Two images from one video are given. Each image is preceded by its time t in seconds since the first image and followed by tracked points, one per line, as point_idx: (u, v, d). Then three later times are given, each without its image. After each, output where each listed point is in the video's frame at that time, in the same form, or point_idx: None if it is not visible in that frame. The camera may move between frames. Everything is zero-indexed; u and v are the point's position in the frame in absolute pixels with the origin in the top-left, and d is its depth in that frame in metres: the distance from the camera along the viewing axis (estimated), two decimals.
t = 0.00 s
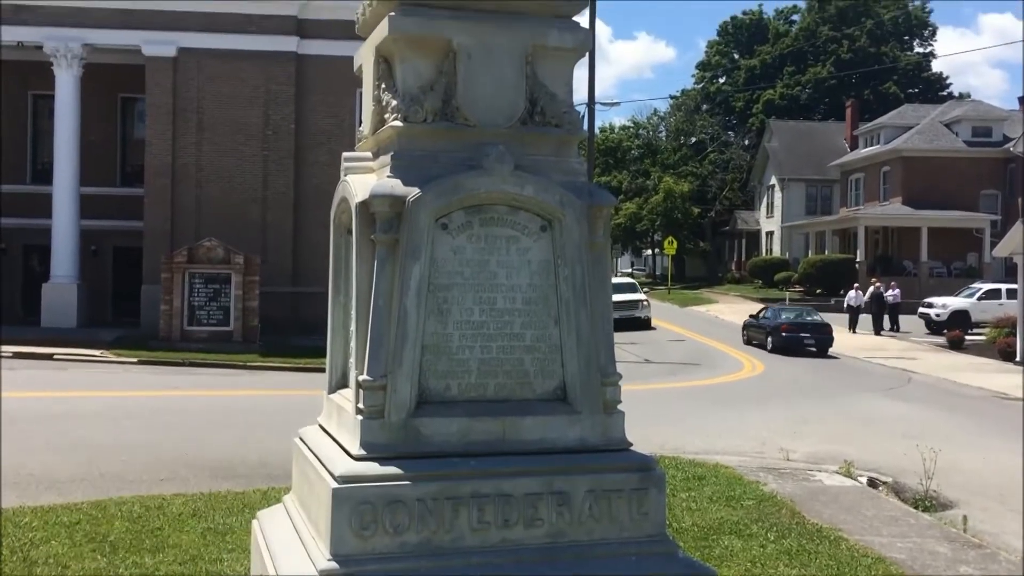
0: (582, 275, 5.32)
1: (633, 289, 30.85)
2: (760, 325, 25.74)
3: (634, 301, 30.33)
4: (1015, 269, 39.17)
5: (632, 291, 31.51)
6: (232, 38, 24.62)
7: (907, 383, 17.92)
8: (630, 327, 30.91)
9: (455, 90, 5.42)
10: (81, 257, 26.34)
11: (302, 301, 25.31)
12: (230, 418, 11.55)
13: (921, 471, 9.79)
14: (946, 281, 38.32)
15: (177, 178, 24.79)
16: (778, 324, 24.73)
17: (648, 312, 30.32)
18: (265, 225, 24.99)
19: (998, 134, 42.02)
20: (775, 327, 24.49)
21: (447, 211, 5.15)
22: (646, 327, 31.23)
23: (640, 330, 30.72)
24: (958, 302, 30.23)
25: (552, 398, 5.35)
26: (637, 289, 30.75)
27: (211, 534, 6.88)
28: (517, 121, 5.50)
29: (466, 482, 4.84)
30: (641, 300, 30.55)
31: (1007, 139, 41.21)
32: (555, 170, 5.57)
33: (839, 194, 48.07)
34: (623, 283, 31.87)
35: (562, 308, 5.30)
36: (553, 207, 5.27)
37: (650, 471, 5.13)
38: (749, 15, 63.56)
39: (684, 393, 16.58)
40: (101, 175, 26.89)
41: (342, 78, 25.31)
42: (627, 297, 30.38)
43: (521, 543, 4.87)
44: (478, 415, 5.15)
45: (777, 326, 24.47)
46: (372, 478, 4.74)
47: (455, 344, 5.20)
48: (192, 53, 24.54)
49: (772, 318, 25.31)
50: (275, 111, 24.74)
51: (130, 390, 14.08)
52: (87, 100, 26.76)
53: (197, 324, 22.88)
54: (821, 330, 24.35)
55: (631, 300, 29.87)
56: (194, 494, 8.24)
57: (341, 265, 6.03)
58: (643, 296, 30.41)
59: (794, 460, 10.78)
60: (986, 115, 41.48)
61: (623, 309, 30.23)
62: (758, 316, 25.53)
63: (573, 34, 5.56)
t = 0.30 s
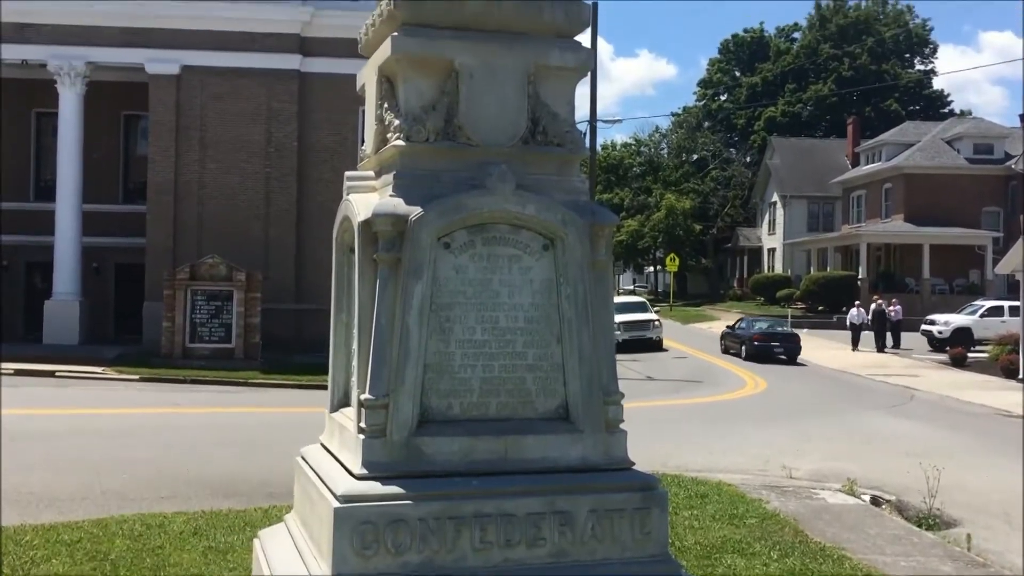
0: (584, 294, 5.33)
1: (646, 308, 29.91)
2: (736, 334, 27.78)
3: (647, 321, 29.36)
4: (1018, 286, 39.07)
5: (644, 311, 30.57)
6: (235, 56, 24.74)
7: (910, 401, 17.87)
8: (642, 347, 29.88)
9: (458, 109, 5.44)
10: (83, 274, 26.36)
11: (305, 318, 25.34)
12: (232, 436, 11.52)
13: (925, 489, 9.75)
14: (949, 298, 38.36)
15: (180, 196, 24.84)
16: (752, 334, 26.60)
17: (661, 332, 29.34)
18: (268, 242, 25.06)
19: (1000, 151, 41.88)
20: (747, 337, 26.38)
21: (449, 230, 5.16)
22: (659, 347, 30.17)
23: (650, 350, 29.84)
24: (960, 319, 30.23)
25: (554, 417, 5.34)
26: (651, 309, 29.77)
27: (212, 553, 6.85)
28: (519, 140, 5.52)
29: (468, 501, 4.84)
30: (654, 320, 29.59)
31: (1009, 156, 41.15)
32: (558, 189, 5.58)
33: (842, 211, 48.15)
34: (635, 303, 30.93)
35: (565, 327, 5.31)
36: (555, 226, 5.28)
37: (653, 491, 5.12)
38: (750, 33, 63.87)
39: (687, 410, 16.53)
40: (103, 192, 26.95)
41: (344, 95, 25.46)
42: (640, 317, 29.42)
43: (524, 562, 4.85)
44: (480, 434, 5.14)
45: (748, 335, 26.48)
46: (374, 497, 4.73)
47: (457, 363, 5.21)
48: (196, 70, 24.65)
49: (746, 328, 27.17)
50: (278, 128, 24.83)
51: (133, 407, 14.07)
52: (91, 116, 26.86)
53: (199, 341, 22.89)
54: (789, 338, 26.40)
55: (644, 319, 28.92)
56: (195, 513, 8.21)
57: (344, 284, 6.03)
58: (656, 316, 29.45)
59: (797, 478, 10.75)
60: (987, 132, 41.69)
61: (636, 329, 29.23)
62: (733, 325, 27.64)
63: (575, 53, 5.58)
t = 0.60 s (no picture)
0: (585, 312, 5.34)
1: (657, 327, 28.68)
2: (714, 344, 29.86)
3: (658, 341, 28.08)
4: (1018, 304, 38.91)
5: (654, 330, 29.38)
6: (238, 73, 24.84)
7: (912, 418, 17.82)
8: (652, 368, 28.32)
9: (460, 128, 5.47)
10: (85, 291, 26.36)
11: (305, 335, 25.30)
12: (232, 453, 11.48)
13: (928, 507, 9.71)
14: (950, 315, 38.31)
15: (181, 212, 24.88)
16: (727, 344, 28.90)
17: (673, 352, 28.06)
18: (270, 259, 25.09)
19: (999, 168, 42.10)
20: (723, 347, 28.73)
21: (450, 248, 5.18)
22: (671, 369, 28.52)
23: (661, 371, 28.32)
24: (962, 336, 30.17)
25: (556, 435, 5.33)
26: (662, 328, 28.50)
27: (211, 570, 6.82)
28: (521, 158, 5.54)
29: (469, 520, 4.83)
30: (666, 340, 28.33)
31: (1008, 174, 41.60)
32: (559, 207, 5.60)
33: (843, 228, 48.12)
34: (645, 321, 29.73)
35: (567, 345, 5.31)
36: (557, 244, 5.29)
37: (654, 509, 5.12)
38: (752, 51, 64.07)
39: (689, 428, 16.47)
40: (104, 208, 26.98)
41: (345, 112, 25.53)
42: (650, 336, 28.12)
43: None
44: (481, 453, 5.14)
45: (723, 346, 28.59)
46: (374, 515, 4.73)
47: (459, 382, 5.21)
48: (198, 88, 24.74)
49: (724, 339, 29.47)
50: (280, 144, 24.92)
51: (133, 424, 14.05)
52: (93, 133, 26.96)
53: (200, 357, 22.88)
54: (762, 349, 28.52)
55: (655, 338, 27.71)
56: (195, 530, 8.19)
57: (345, 302, 6.04)
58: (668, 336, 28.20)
59: (799, 496, 10.71)
60: (987, 150, 41.73)
61: (647, 349, 27.98)
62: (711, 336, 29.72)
63: (577, 73, 5.62)
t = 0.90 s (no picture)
0: (585, 329, 5.34)
1: (666, 346, 27.48)
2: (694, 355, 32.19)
3: (668, 360, 26.87)
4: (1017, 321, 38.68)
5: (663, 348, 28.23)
6: (238, 89, 24.91)
7: (913, 435, 17.78)
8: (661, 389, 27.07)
9: (460, 146, 5.49)
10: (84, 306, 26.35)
11: (305, 351, 25.30)
12: (230, 468, 11.43)
13: (928, 524, 9.67)
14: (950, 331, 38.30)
15: (182, 228, 24.90)
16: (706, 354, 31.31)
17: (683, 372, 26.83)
18: (269, 274, 25.10)
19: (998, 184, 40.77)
20: (702, 357, 31.19)
21: (451, 265, 5.18)
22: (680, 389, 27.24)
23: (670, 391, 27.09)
24: (961, 353, 30.13)
25: (555, 453, 5.33)
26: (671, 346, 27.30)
27: None
28: (521, 175, 5.56)
29: (469, 539, 4.84)
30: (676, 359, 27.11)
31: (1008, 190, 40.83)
32: (559, 224, 5.61)
33: (842, 245, 48.18)
34: (653, 340, 28.56)
35: (567, 363, 5.32)
36: (557, 262, 5.30)
37: (655, 527, 5.13)
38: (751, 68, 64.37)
39: (689, 444, 16.41)
40: (105, 223, 27.00)
41: (345, 128, 25.60)
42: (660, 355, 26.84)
43: None
44: (481, 470, 5.13)
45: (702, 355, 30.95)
46: (374, 533, 4.74)
47: (459, 400, 5.20)
48: (199, 103, 24.81)
49: (704, 350, 31.85)
50: (280, 160, 24.97)
51: (132, 440, 14.01)
52: (94, 149, 27.03)
53: (199, 373, 22.83)
54: (739, 359, 31.01)
55: (665, 357, 26.55)
56: (193, 547, 8.16)
57: (346, 319, 6.04)
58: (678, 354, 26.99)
59: (799, 513, 10.67)
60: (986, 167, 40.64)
61: (656, 368, 26.78)
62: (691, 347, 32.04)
63: (577, 91, 5.64)
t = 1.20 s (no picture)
0: (584, 346, 5.36)
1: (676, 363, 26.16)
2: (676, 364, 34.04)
3: (677, 380, 25.45)
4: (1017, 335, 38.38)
5: (672, 365, 26.91)
6: (239, 104, 24.95)
7: (913, 451, 17.74)
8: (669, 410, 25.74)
9: (460, 163, 5.51)
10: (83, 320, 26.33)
11: (303, 366, 25.25)
12: (227, 484, 11.37)
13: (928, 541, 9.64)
14: (949, 347, 38.19)
15: (181, 243, 24.91)
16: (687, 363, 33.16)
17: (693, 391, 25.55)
18: (268, 289, 25.09)
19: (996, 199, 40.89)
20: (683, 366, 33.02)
21: (451, 282, 5.19)
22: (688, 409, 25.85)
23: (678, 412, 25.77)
24: (960, 368, 30.11)
25: (555, 469, 5.34)
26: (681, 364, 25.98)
27: None
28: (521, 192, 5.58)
29: (469, 555, 4.88)
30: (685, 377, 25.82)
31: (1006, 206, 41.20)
32: (559, 239, 5.64)
33: (842, 260, 48.12)
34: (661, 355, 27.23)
35: (566, 379, 5.33)
36: (557, 278, 5.31)
37: (654, 544, 5.19)
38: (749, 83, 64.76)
39: (689, 460, 16.34)
40: (105, 238, 27.02)
41: (344, 143, 25.67)
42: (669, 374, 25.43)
43: None
44: (480, 487, 5.14)
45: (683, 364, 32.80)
46: (373, 551, 4.77)
47: (458, 417, 5.21)
48: (199, 118, 24.86)
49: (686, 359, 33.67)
50: (279, 175, 25.00)
51: (130, 455, 13.96)
52: (94, 164, 27.00)
53: (197, 388, 22.78)
54: (717, 369, 32.86)
55: (675, 376, 25.23)
56: (191, 563, 8.14)
57: (346, 336, 6.05)
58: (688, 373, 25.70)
59: (799, 529, 10.64)
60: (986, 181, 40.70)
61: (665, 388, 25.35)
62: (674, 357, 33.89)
63: (577, 108, 5.67)
